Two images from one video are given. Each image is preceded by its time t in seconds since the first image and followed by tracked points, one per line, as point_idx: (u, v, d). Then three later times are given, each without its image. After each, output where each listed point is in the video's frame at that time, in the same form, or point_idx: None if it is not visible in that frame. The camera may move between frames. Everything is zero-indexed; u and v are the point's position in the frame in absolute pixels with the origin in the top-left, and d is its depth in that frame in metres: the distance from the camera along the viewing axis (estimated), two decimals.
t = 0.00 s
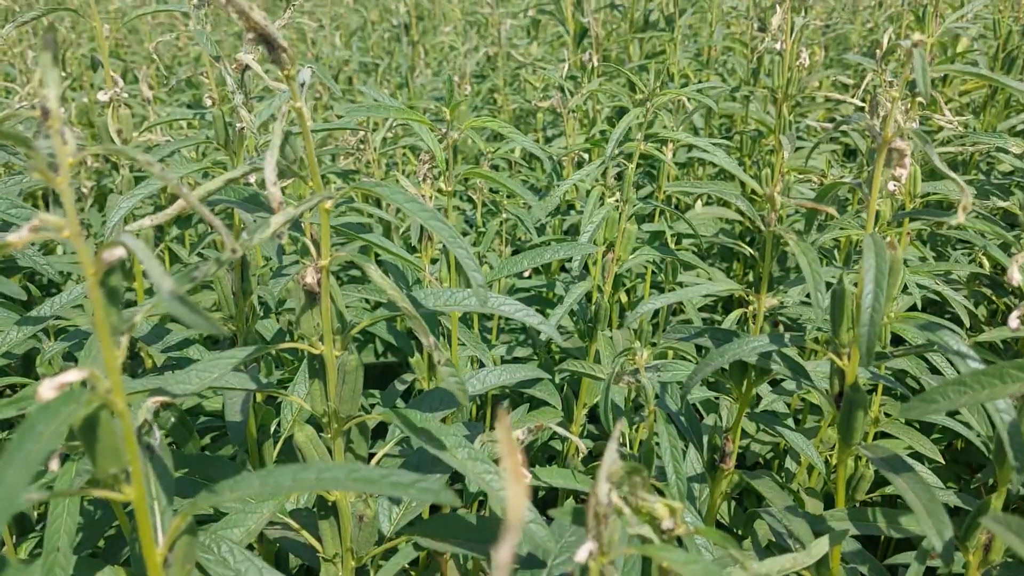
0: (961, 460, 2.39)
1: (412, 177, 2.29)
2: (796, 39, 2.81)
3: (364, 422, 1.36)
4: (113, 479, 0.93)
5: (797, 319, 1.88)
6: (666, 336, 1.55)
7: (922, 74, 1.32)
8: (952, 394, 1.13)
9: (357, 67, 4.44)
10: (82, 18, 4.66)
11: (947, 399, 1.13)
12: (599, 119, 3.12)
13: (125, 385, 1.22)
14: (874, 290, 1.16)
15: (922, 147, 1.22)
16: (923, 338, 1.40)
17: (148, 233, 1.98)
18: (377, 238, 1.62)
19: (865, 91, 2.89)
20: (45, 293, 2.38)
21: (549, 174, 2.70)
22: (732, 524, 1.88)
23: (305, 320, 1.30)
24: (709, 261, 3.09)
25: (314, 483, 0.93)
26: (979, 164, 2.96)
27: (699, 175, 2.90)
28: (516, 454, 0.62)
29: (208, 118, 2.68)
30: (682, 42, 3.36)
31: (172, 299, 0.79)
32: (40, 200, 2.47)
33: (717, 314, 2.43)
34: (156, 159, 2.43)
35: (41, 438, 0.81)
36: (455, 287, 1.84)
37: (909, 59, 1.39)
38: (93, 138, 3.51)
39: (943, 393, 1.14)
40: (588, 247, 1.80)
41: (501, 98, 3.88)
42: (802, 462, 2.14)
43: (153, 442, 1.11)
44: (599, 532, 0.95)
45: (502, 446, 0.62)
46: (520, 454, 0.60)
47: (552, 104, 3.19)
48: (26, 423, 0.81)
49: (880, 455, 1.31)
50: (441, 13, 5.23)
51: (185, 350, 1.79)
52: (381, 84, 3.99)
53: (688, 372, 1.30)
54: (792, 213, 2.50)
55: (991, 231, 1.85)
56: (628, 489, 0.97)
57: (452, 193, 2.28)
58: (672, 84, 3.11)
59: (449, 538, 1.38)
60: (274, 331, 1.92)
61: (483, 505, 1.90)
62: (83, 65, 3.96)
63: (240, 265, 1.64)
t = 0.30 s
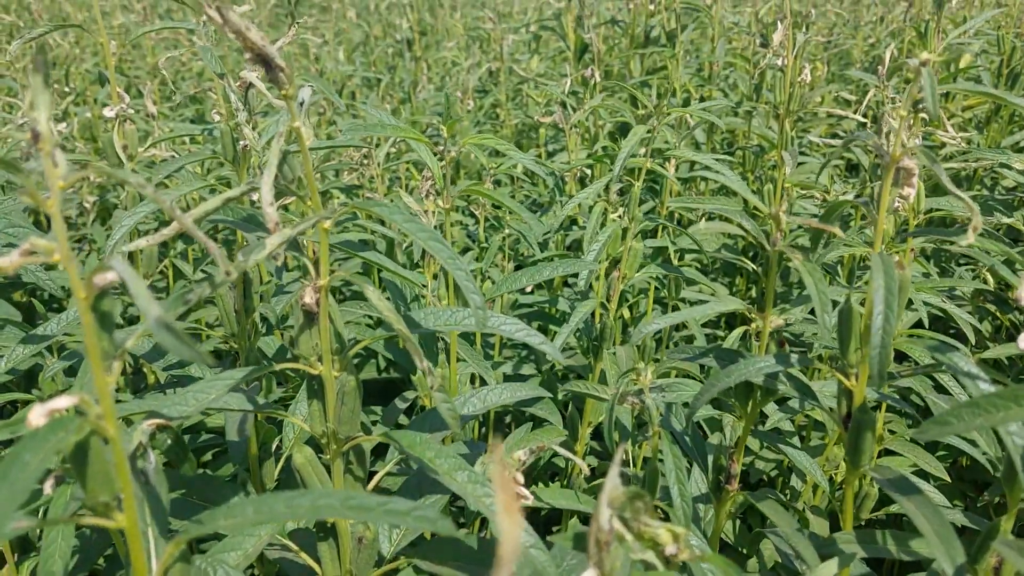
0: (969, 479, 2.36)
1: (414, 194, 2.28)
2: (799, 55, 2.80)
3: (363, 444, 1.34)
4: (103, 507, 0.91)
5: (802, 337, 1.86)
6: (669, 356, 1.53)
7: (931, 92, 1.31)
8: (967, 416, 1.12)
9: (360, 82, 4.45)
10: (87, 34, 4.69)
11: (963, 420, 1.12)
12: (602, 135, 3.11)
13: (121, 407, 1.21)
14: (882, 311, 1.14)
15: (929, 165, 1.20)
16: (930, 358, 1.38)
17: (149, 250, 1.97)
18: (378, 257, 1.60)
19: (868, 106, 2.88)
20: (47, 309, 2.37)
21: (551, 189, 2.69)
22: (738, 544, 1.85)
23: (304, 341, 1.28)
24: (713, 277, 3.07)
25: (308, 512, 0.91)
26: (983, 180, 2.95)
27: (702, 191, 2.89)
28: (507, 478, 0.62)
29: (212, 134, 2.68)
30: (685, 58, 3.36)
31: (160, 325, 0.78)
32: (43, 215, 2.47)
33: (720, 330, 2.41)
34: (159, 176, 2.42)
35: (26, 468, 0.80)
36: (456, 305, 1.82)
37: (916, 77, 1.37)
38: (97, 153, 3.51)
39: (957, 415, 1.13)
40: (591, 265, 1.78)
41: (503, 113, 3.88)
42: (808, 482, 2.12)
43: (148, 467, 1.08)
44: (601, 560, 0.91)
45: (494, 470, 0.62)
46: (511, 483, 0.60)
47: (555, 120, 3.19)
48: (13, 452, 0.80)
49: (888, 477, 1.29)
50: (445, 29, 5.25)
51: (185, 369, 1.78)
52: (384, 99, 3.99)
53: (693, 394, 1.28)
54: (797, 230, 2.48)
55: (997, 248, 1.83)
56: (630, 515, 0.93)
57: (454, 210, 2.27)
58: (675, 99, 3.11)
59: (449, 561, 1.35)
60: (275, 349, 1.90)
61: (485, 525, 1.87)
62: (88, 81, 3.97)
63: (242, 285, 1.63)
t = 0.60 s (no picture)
0: (974, 492, 2.35)
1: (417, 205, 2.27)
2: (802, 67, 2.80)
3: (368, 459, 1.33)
4: (109, 524, 0.90)
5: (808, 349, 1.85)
6: (675, 369, 1.51)
7: (939, 104, 1.34)
8: (974, 434, 1.11)
9: (362, 92, 4.45)
10: (89, 44, 4.68)
11: (968, 441, 1.11)
12: (604, 146, 3.11)
13: (125, 419, 1.20)
14: (892, 325, 1.13)
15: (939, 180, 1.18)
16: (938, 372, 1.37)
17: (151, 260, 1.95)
18: (383, 269, 1.60)
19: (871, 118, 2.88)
20: (46, 320, 2.36)
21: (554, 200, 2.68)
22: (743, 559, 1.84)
23: (309, 354, 1.27)
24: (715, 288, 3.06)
25: (315, 530, 0.90)
26: (986, 191, 2.94)
27: (704, 202, 2.89)
28: (518, 496, 0.72)
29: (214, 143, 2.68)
30: (687, 69, 3.36)
31: (167, 340, 0.77)
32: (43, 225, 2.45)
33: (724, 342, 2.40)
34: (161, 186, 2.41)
35: (34, 484, 0.80)
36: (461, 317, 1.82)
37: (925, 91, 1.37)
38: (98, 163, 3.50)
39: (963, 434, 1.12)
40: (597, 277, 1.78)
41: (505, 123, 3.88)
42: (813, 495, 2.10)
43: (151, 482, 1.07)
44: None
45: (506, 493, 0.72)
46: (523, 506, 0.71)
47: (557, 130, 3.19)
48: (20, 467, 0.80)
49: (902, 497, 1.28)
50: (446, 39, 5.25)
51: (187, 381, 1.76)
52: (385, 109, 3.99)
53: (699, 408, 1.27)
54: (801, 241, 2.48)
55: (1003, 261, 1.82)
56: (641, 534, 0.92)
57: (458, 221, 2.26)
58: (677, 110, 3.11)
59: None
60: (277, 361, 1.89)
61: (488, 539, 1.86)
62: (89, 90, 3.97)
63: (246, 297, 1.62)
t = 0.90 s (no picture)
0: (983, 507, 2.33)
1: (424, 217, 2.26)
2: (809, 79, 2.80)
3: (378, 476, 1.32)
4: (118, 546, 0.89)
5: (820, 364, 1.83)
6: (686, 385, 1.49)
7: (958, 121, 1.31)
8: (993, 454, 1.10)
9: (368, 103, 4.45)
10: (96, 55, 4.70)
11: (988, 460, 1.09)
12: (611, 157, 3.10)
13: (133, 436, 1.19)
14: (910, 343, 1.12)
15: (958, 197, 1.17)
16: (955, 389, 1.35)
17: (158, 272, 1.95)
18: (391, 281, 1.58)
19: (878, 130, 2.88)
20: (52, 331, 2.35)
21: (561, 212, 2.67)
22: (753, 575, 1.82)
23: (319, 369, 1.26)
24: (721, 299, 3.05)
25: (327, 552, 0.89)
26: (993, 203, 2.94)
27: (711, 214, 2.88)
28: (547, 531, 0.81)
29: (221, 154, 2.67)
30: (693, 81, 3.36)
31: (183, 361, 0.76)
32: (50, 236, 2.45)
33: (731, 356, 2.38)
34: (168, 197, 2.41)
35: (45, 507, 0.79)
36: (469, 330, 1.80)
37: (943, 106, 1.36)
38: (104, 173, 3.50)
39: (982, 453, 1.11)
40: (605, 290, 1.75)
41: (510, 134, 3.89)
42: (822, 511, 2.08)
43: (161, 501, 1.06)
44: None
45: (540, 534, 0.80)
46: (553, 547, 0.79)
47: (563, 141, 3.18)
48: (32, 488, 0.79)
49: (918, 518, 1.26)
50: (451, 50, 5.27)
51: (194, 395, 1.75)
52: (391, 120, 4.00)
53: (713, 426, 1.25)
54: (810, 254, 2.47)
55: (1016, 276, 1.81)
56: (658, 557, 0.91)
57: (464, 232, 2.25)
58: (684, 122, 3.11)
59: None
60: (284, 374, 1.88)
61: (495, 555, 1.84)
62: (96, 100, 3.97)
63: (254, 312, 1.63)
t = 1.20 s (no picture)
0: (995, 524, 2.31)
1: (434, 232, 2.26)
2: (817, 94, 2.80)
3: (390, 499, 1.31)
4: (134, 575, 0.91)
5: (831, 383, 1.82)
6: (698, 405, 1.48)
7: (976, 144, 1.30)
8: (1014, 479, 1.09)
9: (374, 116, 4.46)
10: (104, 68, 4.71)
11: (1010, 486, 1.08)
12: (619, 171, 3.10)
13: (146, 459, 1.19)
14: (928, 367, 1.11)
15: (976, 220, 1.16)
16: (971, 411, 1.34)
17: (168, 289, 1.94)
18: (403, 301, 1.58)
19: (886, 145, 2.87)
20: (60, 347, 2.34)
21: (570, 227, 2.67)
22: None
23: (333, 393, 1.25)
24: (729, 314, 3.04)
25: None
26: (1002, 218, 2.93)
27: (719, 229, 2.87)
28: None
29: (230, 169, 2.68)
30: (701, 95, 3.37)
31: (198, 396, 0.75)
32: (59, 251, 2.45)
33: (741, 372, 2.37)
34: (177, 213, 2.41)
35: (62, 543, 0.80)
36: (482, 350, 1.81)
37: (959, 128, 1.35)
38: (111, 186, 3.51)
39: (1003, 479, 1.10)
40: (619, 311, 1.77)
41: (516, 147, 3.89)
42: (834, 528, 2.06)
43: (175, 528, 1.05)
44: None
45: None
46: None
47: (571, 155, 3.19)
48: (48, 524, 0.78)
49: (937, 543, 1.23)
50: (457, 62, 5.28)
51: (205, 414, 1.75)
52: (397, 133, 4.00)
53: (728, 449, 1.24)
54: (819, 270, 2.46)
55: None
56: None
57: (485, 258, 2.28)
58: (692, 136, 3.11)
59: None
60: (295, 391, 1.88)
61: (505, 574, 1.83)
62: (103, 113, 3.99)
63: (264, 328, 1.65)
